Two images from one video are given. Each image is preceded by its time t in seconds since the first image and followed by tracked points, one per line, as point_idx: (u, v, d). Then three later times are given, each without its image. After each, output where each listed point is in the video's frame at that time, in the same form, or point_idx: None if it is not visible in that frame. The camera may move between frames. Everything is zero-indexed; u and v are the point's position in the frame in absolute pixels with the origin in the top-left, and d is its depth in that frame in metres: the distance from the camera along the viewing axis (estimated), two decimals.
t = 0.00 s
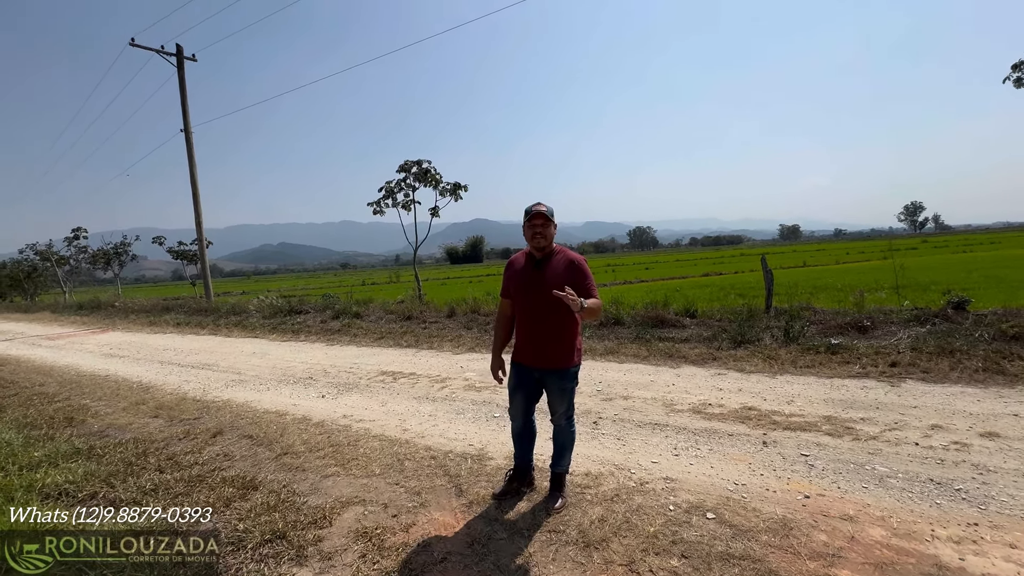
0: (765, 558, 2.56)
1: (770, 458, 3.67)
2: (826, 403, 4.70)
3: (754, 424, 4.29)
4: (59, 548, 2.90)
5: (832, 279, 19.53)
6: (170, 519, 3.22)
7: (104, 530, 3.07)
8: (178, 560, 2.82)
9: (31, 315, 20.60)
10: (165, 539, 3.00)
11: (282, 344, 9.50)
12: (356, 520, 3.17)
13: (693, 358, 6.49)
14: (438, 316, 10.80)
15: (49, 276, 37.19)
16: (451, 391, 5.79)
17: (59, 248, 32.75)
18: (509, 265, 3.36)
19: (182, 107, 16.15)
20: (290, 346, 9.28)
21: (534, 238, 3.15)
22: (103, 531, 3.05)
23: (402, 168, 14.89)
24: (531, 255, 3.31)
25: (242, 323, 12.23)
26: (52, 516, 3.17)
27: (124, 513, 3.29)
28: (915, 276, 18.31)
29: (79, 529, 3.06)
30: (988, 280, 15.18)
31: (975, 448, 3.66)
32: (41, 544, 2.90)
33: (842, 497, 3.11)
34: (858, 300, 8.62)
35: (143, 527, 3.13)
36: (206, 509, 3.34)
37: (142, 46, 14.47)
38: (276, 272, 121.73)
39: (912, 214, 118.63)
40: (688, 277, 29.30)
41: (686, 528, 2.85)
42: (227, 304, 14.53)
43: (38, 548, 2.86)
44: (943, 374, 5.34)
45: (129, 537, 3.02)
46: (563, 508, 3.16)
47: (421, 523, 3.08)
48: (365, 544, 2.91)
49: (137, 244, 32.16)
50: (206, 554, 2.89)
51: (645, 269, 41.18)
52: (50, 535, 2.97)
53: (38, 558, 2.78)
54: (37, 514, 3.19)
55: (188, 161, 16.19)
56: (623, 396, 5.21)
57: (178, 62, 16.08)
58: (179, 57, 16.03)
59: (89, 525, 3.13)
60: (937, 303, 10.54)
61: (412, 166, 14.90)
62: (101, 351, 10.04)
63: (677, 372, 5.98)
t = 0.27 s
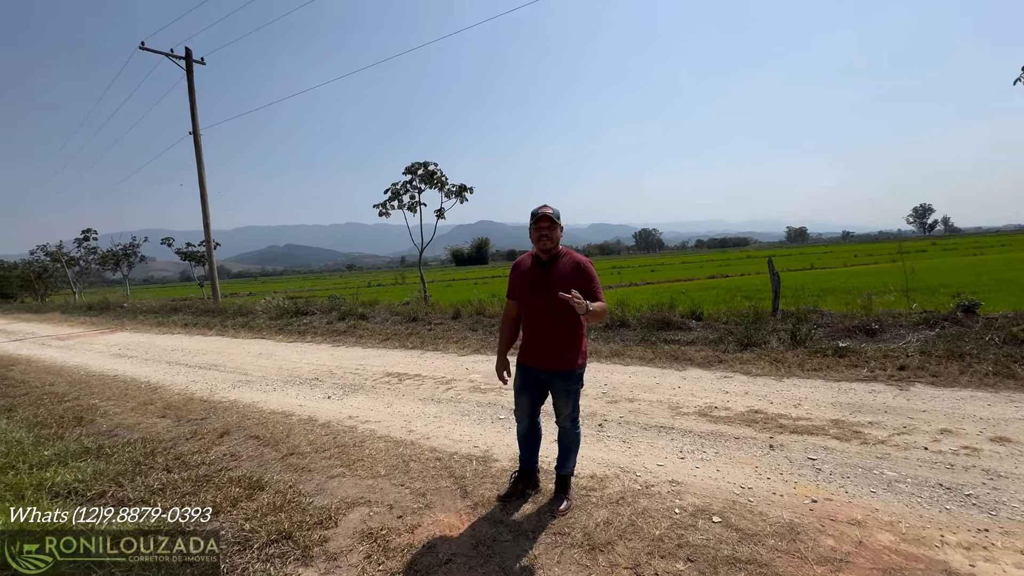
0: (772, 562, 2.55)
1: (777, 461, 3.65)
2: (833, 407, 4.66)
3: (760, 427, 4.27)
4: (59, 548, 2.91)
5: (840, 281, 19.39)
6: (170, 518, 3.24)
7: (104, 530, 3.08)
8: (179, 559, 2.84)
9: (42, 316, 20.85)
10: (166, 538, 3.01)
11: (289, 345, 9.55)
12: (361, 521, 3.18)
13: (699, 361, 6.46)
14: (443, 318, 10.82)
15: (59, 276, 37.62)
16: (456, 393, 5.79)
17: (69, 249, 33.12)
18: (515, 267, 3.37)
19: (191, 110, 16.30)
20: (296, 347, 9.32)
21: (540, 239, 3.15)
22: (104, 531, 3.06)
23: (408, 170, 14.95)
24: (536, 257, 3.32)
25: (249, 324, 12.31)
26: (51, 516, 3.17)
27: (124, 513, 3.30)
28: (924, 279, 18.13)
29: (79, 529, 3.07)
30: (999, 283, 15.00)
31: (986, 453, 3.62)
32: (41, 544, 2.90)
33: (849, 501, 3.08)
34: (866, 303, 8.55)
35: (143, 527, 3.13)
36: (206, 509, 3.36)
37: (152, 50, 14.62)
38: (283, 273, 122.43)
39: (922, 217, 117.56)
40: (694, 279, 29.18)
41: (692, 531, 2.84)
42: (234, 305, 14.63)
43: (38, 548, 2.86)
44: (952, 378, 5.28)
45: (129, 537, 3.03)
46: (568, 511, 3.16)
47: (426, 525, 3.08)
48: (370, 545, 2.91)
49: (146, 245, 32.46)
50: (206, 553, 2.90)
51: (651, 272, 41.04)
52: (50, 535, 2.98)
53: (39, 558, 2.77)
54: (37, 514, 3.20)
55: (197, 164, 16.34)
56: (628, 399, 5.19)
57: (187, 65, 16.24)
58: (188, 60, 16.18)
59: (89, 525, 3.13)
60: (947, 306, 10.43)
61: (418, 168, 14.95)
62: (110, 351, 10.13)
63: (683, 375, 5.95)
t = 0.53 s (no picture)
0: (783, 568, 2.51)
1: (788, 466, 3.60)
2: (846, 412, 4.60)
3: (771, 432, 4.22)
4: (59, 548, 2.87)
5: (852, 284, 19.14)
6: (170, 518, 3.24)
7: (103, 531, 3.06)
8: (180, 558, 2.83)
9: (59, 315, 21.24)
10: (167, 539, 2.99)
11: (299, 345, 9.63)
12: (369, 521, 3.18)
13: (709, 364, 6.41)
14: (452, 319, 10.84)
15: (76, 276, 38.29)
16: (464, 394, 5.80)
17: (86, 250, 33.71)
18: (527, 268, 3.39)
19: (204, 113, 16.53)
20: (306, 347, 9.39)
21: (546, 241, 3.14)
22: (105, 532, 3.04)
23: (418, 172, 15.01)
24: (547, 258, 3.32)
25: (260, 325, 12.43)
26: (51, 516, 3.16)
27: (123, 514, 3.29)
28: (940, 282, 17.82)
29: (79, 529, 3.05)
30: (1018, 288, 14.70)
31: (1004, 460, 3.54)
32: (41, 544, 2.86)
33: (863, 508, 3.03)
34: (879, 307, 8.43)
35: (143, 526, 3.13)
36: (207, 509, 3.37)
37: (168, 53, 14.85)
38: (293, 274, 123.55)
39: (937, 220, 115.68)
40: (703, 282, 28.97)
41: (701, 536, 2.81)
42: (245, 305, 14.78)
43: (38, 548, 2.82)
44: (969, 383, 5.18)
45: (129, 538, 3.01)
46: (576, 513, 3.14)
47: (433, 526, 3.08)
48: (378, 545, 2.92)
49: (160, 246, 32.92)
50: (206, 553, 2.89)
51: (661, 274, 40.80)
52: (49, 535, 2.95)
53: (38, 558, 2.74)
54: (37, 514, 3.19)
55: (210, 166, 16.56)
56: (637, 402, 5.16)
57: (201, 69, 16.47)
58: (203, 63, 16.41)
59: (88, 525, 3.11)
60: (964, 310, 10.24)
61: (427, 170, 15.01)
62: (124, 350, 10.29)
63: (692, 378, 5.90)
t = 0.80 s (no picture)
0: None
1: (804, 474, 3.53)
2: (865, 419, 4.49)
3: (787, 438, 4.14)
4: (58, 547, 2.91)
5: (872, 289, 18.74)
6: (168, 518, 3.25)
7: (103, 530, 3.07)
8: (179, 559, 2.83)
9: (82, 314, 21.77)
10: (166, 539, 3.01)
11: (313, 345, 9.73)
12: (380, 521, 3.20)
13: (723, 369, 6.33)
14: (464, 321, 10.85)
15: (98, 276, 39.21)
16: (475, 396, 5.80)
17: (108, 251, 34.51)
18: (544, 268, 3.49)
19: (223, 116, 16.85)
20: (319, 348, 9.48)
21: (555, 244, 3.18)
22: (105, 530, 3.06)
23: (431, 175, 15.10)
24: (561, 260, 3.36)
25: (275, 325, 12.58)
26: (50, 515, 3.15)
27: (123, 511, 3.29)
28: (965, 288, 17.35)
29: (80, 528, 3.07)
30: None
31: None
32: (41, 544, 2.91)
33: (881, 517, 2.96)
34: (900, 312, 8.24)
35: (143, 526, 3.13)
36: (206, 509, 3.38)
37: (188, 59, 15.19)
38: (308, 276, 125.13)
39: (961, 224, 113.00)
40: (718, 285, 28.63)
41: (714, 543, 2.77)
42: (260, 306, 14.99)
43: (38, 548, 2.88)
44: (994, 392, 5.03)
45: (129, 537, 3.02)
46: (586, 518, 3.11)
47: (444, 527, 3.09)
48: (388, 546, 2.93)
49: (179, 247, 33.58)
50: (205, 553, 2.90)
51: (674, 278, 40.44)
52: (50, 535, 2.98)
53: (38, 558, 2.80)
54: (37, 512, 3.19)
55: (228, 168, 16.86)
56: (650, 406, 5.10)
57: (220, 73, 16.79)
58: (222, 68, 16.74)
59: (90, 523, 3.14)
60: (988, 316, 9.96)
61: (441, 172, 15.09)
62: (144, 349, 10.49)
63: (706, 383, 5.82)
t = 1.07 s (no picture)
0: None
1: (827, 483, 3.45)
2: (891, 428, 4.38)
3: (809, 446, 4.06)
4: (58, 548, 2.90)
5: (897, 295, 18.26)
6: (169, 519, 3.24)
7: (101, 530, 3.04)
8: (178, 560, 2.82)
9: (110, 313, 22.40)
10: (165, 539, 2.99)
11: (331, 346, 9.85)
12: (397, 521, 3.22)
13: (742, 375, 6.23)
14: (480, 323, 10.88)
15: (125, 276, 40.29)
16: (492, 398, 5.81)
17: (134, 252, 35.48)
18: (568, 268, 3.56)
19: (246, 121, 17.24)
20: (337, 348, 9.60)
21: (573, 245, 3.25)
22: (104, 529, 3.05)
23: (448, 178, 15.20)
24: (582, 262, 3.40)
25: (294, 326, 12.78)
26: (51, 515, 3.13)
27: (123, 511, 3.25)
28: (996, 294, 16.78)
29: (80, 527, 3.05)
30: None
31: None
32: (42, 544, 2.90)
33: (909, 529, 2.88)
34: (927, 318, 8.02)
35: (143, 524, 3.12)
36: (206, 509, 3.39)
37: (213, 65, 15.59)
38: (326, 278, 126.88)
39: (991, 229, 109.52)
40: (737, 290, 28.19)
41: (735, 552, 2.72)
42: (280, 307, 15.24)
43: (37, 548, 2.86)
44: None
45: (129, 537, 3.00)
46: (604, 522, 3.09)
47: (460, 529, 3.10)
48: (405, 546, 2.95)
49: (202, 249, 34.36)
50: (206, 555, 2.89)
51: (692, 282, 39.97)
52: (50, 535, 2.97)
53: (37, 558, 2.78)
54: (36, 512, 3.18)
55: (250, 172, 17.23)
56: (667, 411, 5.05)
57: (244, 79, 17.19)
58: (245, 74, 17.14)
59: (90, 521, 3.12)
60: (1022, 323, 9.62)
61: (457, 175, 15.18)
62: (168, 348, 10.74)
63: (725, 388, 5.74)
